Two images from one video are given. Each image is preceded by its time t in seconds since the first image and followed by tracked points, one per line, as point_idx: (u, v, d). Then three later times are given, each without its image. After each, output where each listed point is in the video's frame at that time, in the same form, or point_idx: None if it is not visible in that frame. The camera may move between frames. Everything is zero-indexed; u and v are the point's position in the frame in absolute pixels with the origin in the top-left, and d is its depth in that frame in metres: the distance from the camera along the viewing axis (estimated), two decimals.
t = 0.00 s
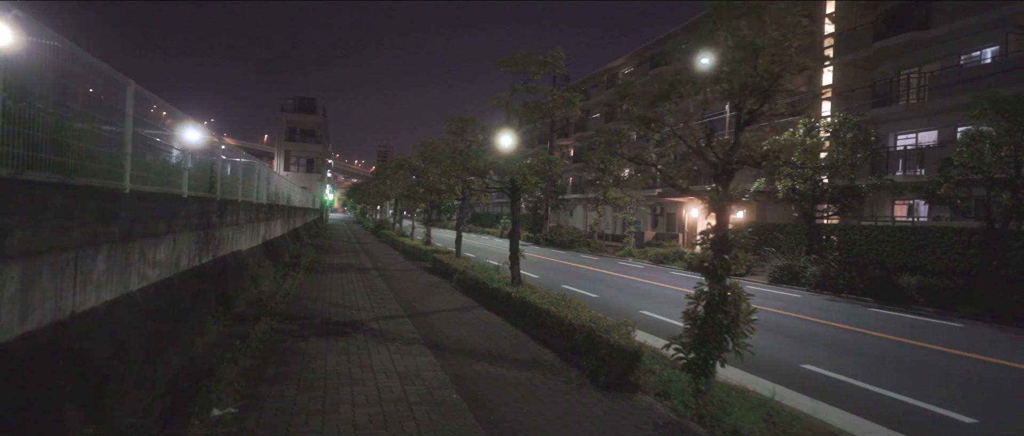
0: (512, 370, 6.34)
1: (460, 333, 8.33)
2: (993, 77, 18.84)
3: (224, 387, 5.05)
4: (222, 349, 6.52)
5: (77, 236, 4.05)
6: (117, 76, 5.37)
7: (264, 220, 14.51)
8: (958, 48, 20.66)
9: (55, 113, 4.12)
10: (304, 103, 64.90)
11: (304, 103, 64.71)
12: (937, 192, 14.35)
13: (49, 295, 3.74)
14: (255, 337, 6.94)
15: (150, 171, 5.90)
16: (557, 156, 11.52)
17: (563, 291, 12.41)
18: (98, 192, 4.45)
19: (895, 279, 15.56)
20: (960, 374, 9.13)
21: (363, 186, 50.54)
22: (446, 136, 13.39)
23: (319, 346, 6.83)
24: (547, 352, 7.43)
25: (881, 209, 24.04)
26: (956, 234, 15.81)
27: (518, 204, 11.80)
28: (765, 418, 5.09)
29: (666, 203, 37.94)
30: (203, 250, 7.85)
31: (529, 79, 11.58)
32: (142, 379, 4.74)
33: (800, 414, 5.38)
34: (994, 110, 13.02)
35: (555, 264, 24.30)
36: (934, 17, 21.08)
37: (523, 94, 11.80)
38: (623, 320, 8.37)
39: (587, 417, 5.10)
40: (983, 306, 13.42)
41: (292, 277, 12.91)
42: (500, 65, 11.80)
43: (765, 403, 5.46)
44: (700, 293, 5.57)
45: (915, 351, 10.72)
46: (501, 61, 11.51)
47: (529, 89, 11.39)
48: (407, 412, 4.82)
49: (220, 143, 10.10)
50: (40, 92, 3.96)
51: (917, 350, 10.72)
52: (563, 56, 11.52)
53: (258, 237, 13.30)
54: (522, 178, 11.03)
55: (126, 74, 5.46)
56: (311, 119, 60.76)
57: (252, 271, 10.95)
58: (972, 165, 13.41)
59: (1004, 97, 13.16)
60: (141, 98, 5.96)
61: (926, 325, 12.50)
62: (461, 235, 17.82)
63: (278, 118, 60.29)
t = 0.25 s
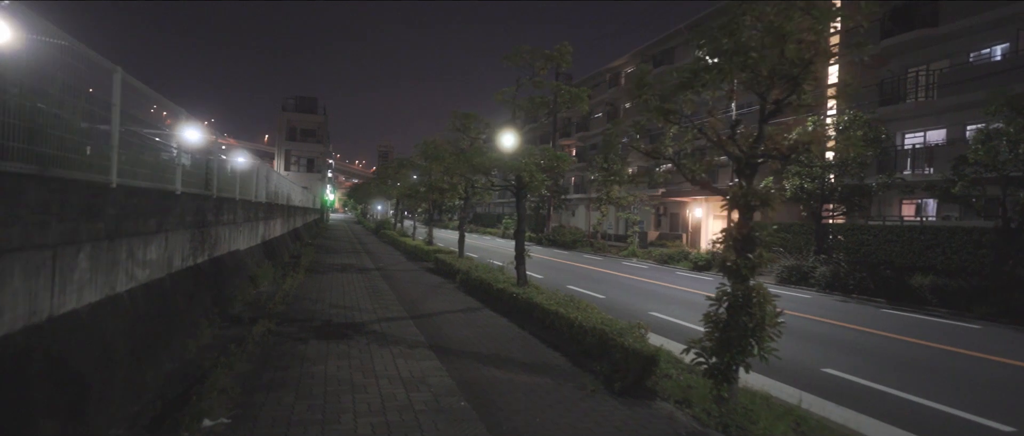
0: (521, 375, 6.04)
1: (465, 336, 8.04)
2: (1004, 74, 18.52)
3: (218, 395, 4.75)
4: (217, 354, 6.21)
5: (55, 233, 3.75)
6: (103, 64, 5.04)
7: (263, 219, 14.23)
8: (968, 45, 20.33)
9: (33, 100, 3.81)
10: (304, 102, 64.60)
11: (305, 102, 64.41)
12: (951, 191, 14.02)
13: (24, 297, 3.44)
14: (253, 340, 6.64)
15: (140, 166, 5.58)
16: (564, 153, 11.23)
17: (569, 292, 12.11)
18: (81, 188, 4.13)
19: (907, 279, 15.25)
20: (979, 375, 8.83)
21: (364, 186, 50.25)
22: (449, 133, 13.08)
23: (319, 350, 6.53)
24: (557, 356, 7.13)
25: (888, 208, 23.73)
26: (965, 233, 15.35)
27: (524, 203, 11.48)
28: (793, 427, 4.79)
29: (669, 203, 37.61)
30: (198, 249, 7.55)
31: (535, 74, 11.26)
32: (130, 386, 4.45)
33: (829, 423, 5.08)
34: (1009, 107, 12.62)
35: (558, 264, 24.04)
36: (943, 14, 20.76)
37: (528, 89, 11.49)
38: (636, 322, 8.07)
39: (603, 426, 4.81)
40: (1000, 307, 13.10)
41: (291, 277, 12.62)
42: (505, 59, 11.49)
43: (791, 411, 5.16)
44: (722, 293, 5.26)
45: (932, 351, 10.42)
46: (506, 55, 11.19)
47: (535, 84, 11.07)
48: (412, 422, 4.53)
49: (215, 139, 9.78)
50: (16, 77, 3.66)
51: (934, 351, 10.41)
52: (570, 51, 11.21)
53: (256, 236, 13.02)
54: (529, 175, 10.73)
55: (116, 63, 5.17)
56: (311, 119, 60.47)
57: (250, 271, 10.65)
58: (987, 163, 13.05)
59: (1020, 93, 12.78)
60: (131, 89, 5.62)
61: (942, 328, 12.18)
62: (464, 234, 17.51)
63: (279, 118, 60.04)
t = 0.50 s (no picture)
0: (531, 388, 5.76)
1: (471, 344, 7.74)
2: (1014, 73, 18.21)
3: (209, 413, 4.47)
4: (210, 365, 5.91)
5: (27, 243, 3.48)
6: (85, 60, 4.75)
7: (262, 222, 13.93)
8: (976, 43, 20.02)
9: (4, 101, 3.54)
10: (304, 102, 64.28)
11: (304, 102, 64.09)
12: (964, 191, 13.73)
13: None
14: (249, 350, 6.36)
15: (126, 168, 5.28)
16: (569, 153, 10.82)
17: (576, 296, 11.83)
18: (57, 194, 3.84)
19: (919, 281, 14.99)
20: (1001, 383, 8.56)
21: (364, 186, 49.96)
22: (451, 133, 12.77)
23: (318, 361, 6.24)
24: (566, 366, 6.85)
25: (895, 209, 23.44)
26: (976, 235, 15.10)
27: (529, 204, 11.17)
28: None
29: (672, 203, 37.31)
30: (192, 254, 7.26)
31: (540, 72, 10.95)
32: (114, 406, 4.17)
33: None
34: None
35: (561, 265, 23.76)
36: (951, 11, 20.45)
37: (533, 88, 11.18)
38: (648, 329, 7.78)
39: None
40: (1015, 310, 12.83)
41: (290, 281, 12.31)
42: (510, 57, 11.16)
43: (819, 427, 4.88)
44: (745, 303, 4.95)
45: (951, 356, 10.11)
46: (511, 52, 10.88)
47: (541, 82, 10.76)
48: None
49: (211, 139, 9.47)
50: None
51: (953, 356, 10.11)
52: (575, 48, 10.90)
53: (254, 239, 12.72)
54: (535, 176, 10.37)
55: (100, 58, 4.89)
56: (311, 119, 60.17)
57: (247, 276, 10.34)
58: (1002, 163, 12.77)
59: None
60: (117, 86, 5.32)
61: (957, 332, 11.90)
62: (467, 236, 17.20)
63: (278, 118, 59.75)
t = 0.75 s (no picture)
0: (544, 396, 5.48)
1: (479, 349, 7.46)
2: None
3: (207, 424, 4.18)
4: (208, 372, 5.63)
5: (10, 240, 3.18)
6: (77, 48, 4.45)
7: (261, 221, 13.64)
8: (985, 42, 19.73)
9: None
10: (304, 101, 63.98)
11: (304, 101, 63.81)
12: (980, 192, 13.46)
13: None
14: (249, 355, 6.08)
15: (120, 163, 4.99)
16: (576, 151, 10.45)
17: (584, 298, 11.56)
18: (44, 190, 3.55)
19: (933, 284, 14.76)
20: None
21: (364, 186, 49.72)
22: (456, 130, 12.49)
23: (322, 367, 5.97)
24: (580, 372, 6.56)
25: (902, 210, 23.17)
26: (987, 235, 14.88)
27: (536, 204, 10.88)
28: None
29: (675, 204, 37.05)
30: (189, 254, 6.94)
31: (549, 68, 10.67)
32: (104, 417, 3.86)
33: None
34: None
35: (564, 266, 23.51)
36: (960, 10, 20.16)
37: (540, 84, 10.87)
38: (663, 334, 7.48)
39: None
40: None
41: (291, 282, 12.02)
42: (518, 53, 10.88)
43: None
44: (776, 308, 4.66)
45: (970, 360, 9.83)
46: (518, 48, 10.60)
47: (550, 79, 10.48)
48: None
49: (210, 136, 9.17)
50: None
51: (973, 360, 9.82)
52: (585, 43, 10.61)
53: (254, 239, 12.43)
54: (542, 175, 9.94)
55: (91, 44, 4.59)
56: (311, 118, 59.87)
57: (246, 276, 10.06)
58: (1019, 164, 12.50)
59: None
60: (112, 77, 5.03)
61: (975, 336, 11.63)
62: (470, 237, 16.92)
63: (278, 117, 59.50)
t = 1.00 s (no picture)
0: (559, 409, 5.22)
1: (488, 357, 7.19)
2: None
3: None
4: (206, 384, 5.35)
5: None
6: (62, 41, 4.21)
7: (262, 223, 13.36)
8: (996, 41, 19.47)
9: None
10: (304, 101, 63.70)
11: (304, 101, 63.54)
12: (995, 193, 13.20)
13: None
14: (250, 366, 5.82)
15: (108, 164, 4.73)
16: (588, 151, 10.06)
17: (591, 301, 11.29)
18: (31, 190, 3.32)
19: (945, 287, 14.57)
20: None
21: (364, 186, 49.44)
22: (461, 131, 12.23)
23: (326, 379, 5.71)
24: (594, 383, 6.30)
25: (909, 211, 22.92)
26: (1000, 237, 14.67)
27: (545, 206, 10.58)
28: None
29: (677, 204, 36.80)
30: (186, 259, 6.69)
31: (557, 66, 10.40)
32: None
33: None
34: None
35: (567, 267, 23.25)
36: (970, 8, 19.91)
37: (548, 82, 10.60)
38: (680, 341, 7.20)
39: None
40: None
41: (291, 285, 11.74)
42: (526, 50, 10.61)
43: None
44: (809, 318, 4.39)
45: (989, 366, 9.59)
46: (525, 45, 10.34)
47: (558, 76, 10.21)
48: None
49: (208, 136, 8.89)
50: None
51: (993, 365, 9.55)
52: (594, 40, 10.33)
53: (254, 241, 12.14)
54: (552, 177, 9.61)
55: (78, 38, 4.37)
56: (310, 118, 59.61)
57: (246, 281, 9.79)
58: None
59: None
60: (99, 72, 4.77)
61: (990, 341, 11.39)
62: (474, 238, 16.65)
63: (279, 117, 59.27)
